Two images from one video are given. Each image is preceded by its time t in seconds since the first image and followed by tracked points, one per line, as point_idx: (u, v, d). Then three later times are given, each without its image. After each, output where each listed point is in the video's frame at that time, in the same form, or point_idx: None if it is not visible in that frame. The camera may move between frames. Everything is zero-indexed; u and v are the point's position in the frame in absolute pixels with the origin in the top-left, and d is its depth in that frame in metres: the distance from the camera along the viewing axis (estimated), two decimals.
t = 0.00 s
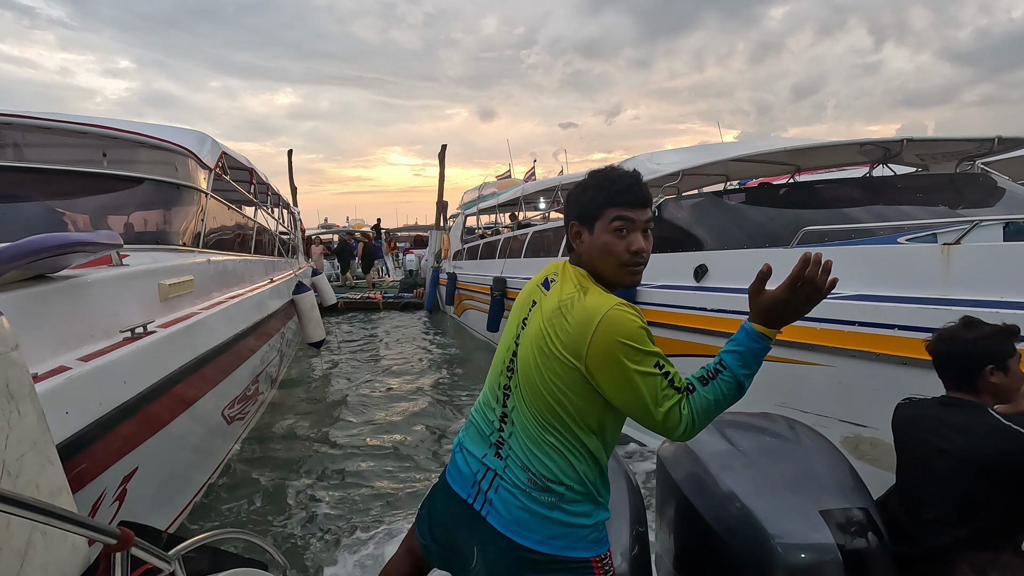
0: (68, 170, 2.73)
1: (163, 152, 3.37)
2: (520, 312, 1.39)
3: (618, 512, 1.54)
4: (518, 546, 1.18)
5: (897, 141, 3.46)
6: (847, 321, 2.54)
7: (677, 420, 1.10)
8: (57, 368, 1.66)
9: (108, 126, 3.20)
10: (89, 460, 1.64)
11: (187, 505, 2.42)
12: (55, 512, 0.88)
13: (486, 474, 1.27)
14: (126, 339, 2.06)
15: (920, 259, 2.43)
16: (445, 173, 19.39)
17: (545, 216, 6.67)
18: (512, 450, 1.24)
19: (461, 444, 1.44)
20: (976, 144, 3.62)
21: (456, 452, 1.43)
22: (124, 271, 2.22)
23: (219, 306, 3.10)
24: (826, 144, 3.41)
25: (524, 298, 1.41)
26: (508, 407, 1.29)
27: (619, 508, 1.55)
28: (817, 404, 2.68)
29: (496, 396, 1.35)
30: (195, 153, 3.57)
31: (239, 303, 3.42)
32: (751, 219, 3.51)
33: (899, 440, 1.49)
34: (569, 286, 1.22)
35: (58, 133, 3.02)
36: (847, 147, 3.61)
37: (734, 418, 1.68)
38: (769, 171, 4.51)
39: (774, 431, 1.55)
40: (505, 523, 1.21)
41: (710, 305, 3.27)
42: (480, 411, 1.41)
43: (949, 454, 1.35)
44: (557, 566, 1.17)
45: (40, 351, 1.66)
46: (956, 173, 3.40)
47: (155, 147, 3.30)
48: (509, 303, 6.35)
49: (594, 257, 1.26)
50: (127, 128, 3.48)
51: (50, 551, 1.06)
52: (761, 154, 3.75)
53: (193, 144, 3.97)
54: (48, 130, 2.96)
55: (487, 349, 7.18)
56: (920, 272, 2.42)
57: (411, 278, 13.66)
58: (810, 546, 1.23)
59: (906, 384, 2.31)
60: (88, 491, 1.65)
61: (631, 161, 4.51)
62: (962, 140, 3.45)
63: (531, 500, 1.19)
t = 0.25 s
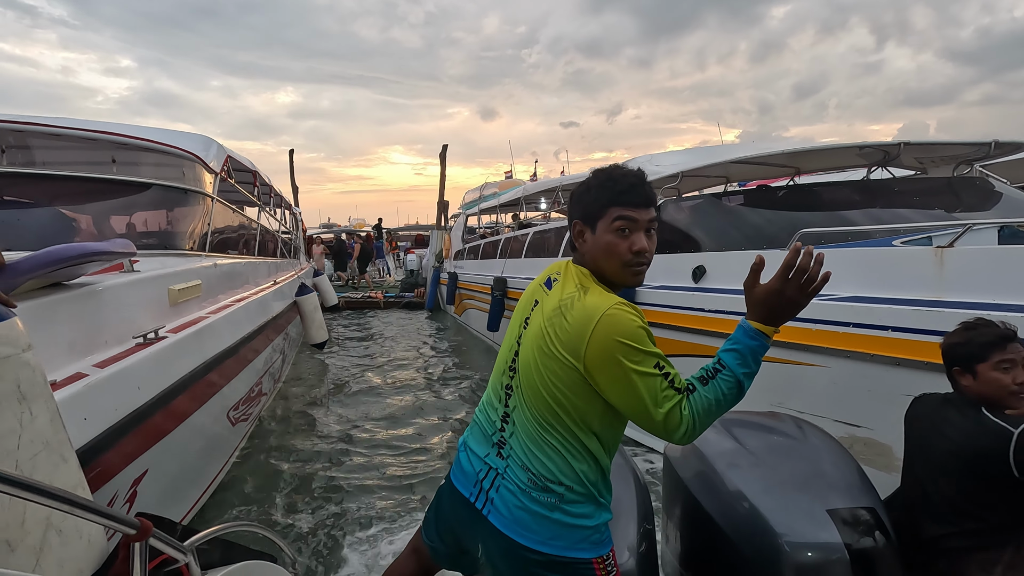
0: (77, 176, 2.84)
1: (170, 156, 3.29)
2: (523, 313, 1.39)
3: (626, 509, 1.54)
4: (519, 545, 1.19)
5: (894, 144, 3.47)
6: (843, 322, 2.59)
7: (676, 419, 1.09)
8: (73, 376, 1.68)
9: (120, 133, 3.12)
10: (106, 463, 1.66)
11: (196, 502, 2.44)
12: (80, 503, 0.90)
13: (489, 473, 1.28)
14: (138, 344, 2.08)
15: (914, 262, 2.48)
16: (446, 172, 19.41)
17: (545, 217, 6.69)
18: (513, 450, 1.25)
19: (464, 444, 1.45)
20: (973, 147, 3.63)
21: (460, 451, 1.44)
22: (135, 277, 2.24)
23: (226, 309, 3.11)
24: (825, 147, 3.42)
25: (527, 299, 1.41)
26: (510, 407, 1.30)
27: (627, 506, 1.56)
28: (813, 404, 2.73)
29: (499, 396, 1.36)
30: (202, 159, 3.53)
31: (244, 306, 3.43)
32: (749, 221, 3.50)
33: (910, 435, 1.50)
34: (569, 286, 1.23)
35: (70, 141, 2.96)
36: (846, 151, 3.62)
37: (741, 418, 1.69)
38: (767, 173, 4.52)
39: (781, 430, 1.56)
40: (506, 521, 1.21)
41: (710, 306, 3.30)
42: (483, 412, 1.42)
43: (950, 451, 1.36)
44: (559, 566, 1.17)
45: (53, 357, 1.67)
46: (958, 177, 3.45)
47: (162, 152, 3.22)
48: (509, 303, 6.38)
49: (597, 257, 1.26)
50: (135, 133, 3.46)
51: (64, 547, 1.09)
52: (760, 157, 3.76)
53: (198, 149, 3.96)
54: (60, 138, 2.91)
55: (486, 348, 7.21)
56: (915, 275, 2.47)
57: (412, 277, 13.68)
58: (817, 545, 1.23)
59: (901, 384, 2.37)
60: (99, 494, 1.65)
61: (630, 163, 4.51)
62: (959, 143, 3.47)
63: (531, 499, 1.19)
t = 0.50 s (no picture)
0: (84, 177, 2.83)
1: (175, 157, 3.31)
2: (524, 311, 1.40)
3: (631, 507, 1.55)
4: (521, 541, 1.20)
5: (890, 147, 3.48)
6: (838, 321, 2.61)
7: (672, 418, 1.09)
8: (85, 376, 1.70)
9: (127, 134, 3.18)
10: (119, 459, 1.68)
11: (203, 495, 2.45)
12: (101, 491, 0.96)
13: (491, 471, 1.30)
14: (148, 344, 2.09)
15: (903, 262, 2.49)
16: (446, 171, 19.41)
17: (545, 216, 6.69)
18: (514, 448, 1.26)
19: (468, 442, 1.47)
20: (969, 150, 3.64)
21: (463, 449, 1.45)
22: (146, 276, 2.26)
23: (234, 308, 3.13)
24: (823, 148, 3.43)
25: (527, 298, 1.42)
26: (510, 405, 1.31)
27: (632, 503, 1.57)
28: (806, 402, 2.75)
29: (500, 395, 1.37)
30: (209, 161, 3.54)
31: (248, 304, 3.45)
32: (745, 221, 3.51)
33: (915, 438, 1.51)
34: (566, 285, 1.23)
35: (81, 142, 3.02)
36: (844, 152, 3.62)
37: (746, 417, 1.69)
38: (766, 173, 4.52)
39: (786, 430, 1.56)
40: (508, 519, 1.23)
41: (707, 305, 3.31)
42: (486, 411, 1.43)
43: (957, 452, 1.37)
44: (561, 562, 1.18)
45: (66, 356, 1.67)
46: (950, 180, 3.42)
47: (168, 153, 3.25)
48: (509, 302, 6.38)
49: (595, 253, 1.27)
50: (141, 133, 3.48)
51: (83, 535, 1.10)
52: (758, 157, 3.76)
53: (203, 149, 3.96)
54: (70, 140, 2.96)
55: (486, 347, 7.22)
56: (906, 276, 2.48)
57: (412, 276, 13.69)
58: (821, 544, 1.24)
59: (894, 382, 2.38)
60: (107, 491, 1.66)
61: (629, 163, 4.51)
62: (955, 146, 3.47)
63: (532, 497, 1.20)
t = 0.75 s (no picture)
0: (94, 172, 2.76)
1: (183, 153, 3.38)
2: (532, 308, 1.38)
3: (635, 505, 1.54)
4: (528, 542, 1.19)
5: (886, 146, 3.47)
6: (832, 316, 2.60)
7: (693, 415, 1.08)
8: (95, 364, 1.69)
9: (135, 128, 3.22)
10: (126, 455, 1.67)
11: (209, 487, 2.45)
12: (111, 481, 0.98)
13: (499, 471, 1.28)
14: (160, 334, 2.10)
15: (899, 258, 2.49)
16: (447, 170, 19.39)
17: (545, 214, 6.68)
18: (524, 447, 1.25)
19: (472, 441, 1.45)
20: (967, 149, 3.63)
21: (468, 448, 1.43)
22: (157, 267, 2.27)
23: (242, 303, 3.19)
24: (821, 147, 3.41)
25: (535, 295, 1.40)
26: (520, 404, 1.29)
27: (636, 501, 1.55)
28: (803, 397, 2.73)
29: (508, 393, 1.35)
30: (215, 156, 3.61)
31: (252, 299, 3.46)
32: (742, 218, 3.51)
33: (926, 440, 1.50)
34: (582, 282, 1.22)
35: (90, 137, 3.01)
36: (843, 151, 3.60)
37: (751, 417, 1.68)
38: (765, 172, 4.52)
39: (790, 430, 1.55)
40: (516, 520, 1.21)
41: (704, 301, 3.31)
42: (492, 409, 1.41)
43: (970, 454, 1.36)
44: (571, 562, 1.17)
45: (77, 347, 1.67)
46: (947, 179, 3.40)
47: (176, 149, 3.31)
48: (508, 299, 6.38)
49: (614, 252, 1.26)
50: (146, 131, 3.51)
51: (98, 519, 1.08)
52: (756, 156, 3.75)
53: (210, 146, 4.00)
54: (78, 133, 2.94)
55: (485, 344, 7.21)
56: (901, 271, 2.47)
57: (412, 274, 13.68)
58: (826, 544, 1.23)
59: (887, 376, 2.38)
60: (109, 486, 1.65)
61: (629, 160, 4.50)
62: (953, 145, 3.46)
63: (542, 497, 1.19)
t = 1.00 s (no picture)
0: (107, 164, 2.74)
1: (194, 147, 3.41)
2: (550, 320, 1.22)
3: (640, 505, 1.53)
4: None
5: (886, 142, 3.46)
6: (826, 310, 2.60)
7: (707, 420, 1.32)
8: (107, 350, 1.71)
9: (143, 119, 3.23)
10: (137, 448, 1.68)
11: (216, 477, 2.46)
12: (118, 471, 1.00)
13: (539, 514, 1.13)
14: (175, 319, 2.16)
15: (896, 252, 2.51)
16: (448, 167, 19.39)
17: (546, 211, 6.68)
18: (577, 481, 1.14)
19: (475, 478, 1.22)
20: (967, 146, 3.63)
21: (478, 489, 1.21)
22: (168, 258, 2.30)
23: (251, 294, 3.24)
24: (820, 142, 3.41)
25: (547, 304, 1.24)
26: (564, 432, 1.16)
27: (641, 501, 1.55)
28: (802, 392, 2.71)
29: (537, 420, 1.18)
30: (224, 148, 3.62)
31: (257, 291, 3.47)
32: (742, 213, 3.49)
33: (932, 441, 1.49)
34: (629, 300, 1.23)
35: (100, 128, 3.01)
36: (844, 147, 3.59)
37: (756, 418, 1.68)
38: (766, 169, 4.51)
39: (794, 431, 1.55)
40: (569, 561, 1.12)
41: (703, 296, 3.30)
42: (502, 439, 1.20)
43: (980, 456, 1.35)
44: None
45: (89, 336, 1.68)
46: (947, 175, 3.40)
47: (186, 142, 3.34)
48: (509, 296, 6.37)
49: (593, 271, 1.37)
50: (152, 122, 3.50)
51: (118, 495, 1.10)
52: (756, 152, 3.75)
53: (218, 138, 3.99)
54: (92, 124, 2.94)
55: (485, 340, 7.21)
56: (898, 265, 2.50)
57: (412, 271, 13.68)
58: (831, 545, 1.23)
59: (885, 369, 2.37)
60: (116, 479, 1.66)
61: (629, 157, 4.49)
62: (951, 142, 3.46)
63: (600, 529, 1.13)
